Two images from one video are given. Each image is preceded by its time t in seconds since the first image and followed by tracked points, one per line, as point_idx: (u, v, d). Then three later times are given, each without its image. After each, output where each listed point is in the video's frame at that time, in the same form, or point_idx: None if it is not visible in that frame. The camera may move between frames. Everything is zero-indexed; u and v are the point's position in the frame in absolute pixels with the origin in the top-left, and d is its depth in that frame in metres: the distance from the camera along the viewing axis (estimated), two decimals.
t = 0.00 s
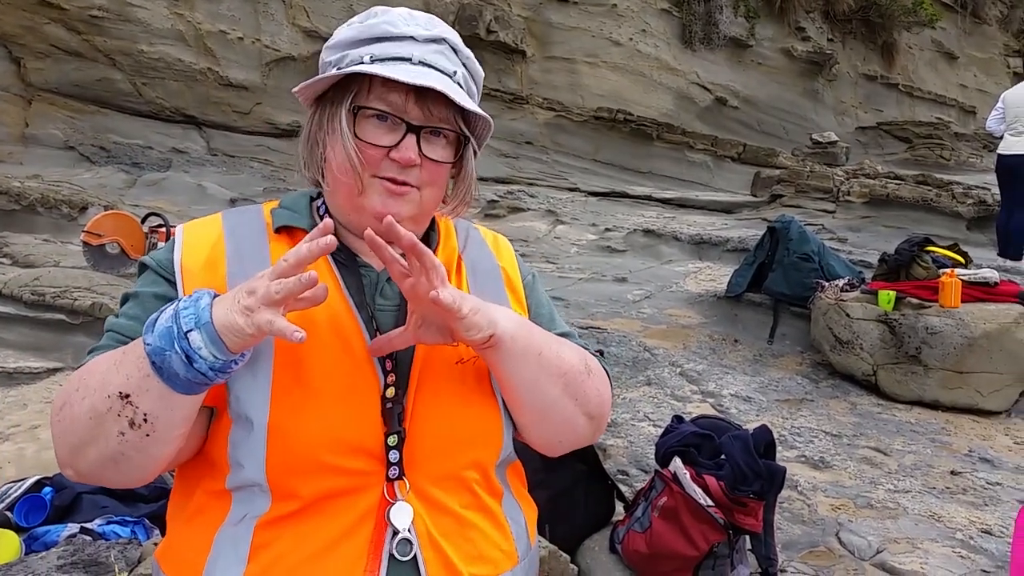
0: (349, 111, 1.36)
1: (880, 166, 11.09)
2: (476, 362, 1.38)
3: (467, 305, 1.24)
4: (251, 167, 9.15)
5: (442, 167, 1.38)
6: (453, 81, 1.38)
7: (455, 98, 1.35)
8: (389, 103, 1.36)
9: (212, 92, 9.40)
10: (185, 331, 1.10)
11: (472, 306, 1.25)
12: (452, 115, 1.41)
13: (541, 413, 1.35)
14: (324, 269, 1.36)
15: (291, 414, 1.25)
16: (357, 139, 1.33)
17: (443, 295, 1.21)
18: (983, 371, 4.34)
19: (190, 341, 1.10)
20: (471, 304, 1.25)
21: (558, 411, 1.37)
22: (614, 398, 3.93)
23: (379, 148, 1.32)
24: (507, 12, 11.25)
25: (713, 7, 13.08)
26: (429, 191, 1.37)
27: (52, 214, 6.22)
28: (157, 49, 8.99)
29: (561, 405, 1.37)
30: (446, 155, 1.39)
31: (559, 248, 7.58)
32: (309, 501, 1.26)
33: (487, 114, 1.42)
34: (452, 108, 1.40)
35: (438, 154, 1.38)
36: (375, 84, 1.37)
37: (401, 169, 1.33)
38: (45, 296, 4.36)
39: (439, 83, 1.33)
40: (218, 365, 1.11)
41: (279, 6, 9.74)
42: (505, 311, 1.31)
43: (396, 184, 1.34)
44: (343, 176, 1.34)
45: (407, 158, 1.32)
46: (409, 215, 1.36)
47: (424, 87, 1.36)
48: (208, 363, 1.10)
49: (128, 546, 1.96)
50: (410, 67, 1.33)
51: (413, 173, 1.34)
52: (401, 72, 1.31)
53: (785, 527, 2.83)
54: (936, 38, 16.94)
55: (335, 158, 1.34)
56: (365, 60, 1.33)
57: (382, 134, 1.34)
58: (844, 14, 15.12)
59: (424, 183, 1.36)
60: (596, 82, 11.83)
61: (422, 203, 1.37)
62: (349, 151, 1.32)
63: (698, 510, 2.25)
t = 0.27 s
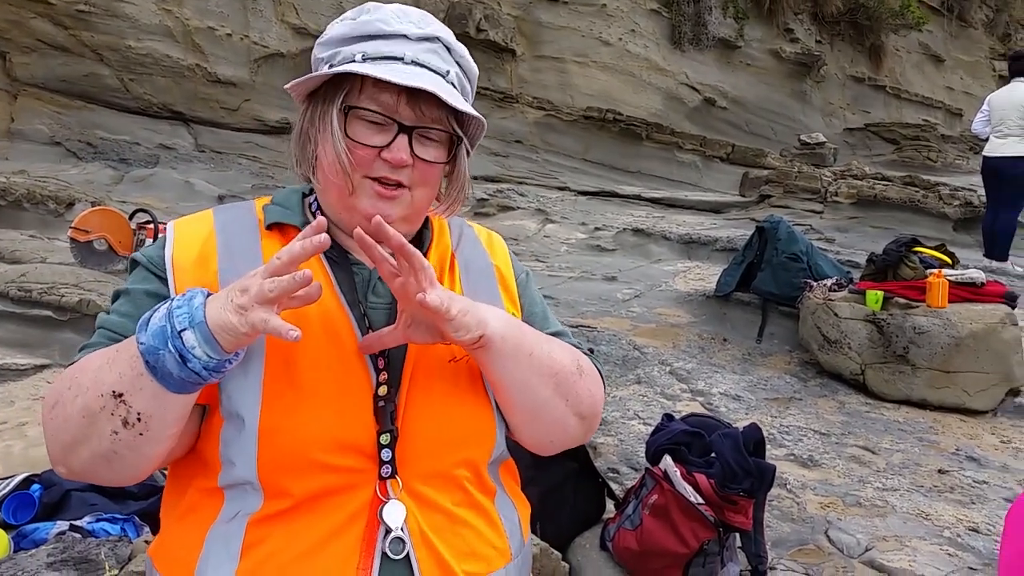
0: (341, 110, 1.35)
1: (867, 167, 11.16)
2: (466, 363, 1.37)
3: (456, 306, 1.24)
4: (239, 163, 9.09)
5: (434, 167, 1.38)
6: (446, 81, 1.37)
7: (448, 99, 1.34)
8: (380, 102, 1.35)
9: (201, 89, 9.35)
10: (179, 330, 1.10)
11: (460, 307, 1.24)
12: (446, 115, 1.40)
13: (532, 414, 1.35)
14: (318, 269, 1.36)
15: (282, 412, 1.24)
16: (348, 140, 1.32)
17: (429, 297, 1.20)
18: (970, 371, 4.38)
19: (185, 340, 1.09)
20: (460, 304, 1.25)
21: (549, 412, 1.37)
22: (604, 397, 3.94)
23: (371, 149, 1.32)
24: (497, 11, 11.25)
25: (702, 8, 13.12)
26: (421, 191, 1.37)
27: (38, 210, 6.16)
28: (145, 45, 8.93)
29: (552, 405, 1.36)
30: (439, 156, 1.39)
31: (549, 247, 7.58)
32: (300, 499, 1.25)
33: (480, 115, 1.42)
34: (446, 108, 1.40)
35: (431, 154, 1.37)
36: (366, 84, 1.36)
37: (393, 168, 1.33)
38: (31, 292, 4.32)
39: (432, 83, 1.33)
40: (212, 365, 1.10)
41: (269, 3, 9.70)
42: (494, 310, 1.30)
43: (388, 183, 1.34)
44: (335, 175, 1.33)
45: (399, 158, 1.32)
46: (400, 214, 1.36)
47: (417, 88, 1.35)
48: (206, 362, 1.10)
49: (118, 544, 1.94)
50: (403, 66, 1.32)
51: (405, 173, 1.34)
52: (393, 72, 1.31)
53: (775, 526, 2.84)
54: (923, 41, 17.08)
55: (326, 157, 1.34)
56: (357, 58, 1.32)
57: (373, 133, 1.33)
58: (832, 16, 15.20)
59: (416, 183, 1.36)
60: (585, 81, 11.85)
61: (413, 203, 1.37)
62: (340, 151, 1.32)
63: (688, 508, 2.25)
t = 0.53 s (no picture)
0: (326, 116, 1.35)
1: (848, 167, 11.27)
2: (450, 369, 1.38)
3: (442, 333, 1.25)
4: (222, 170, 9.03)
5: (417, 174, 1.39)
6: (431, 89, 1.38)
7: (433, 107, 1.34)
8: (366, 108, 1.36)
9: (182, 96, 9.31)
10: (218, 339, 1.13)
11: (443, 337, 1.25)
12: (430, 122, 1.41)
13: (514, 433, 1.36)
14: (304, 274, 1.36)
15: (269, 417, 1.25)
16: (332, 145, 1.33)
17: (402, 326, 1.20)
18: (952, 366, 4.43)
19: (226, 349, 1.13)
20: (445, 331, 1.26)
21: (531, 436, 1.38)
22: (591, 397, 3.95)
23: (355, 155, 1.33)
24: (479, 16, 11.28)
25: (683, 11, 13.22)
26: (404, 199, 1.38)
27: (19, 219, 6.11)
28: (126, 53, 8.89)
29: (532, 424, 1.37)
30: (423, 162, 1.40)
31: (534, 250, 7.60)
32: (288, 501, 1.25)
33: (464, 124, 1.43)
34: (430, 116, 1.40)
35: (414, 161, 1.38)
36: (351, 90, 1.36)
37: (377, 175, 1.34)
38: (14, 302, 4.28)
39: (417, 91, 1.33)
40: (252, 372, 1.14)
41: (250, 9, 9.68)
42: (472, 337, 1.32)
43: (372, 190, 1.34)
44: (319, 181, 1.33)
45: (383, 164, 1.33)
46: (383, 221, 1.37)
47: (401, 95, 1.35)
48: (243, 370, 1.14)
49: (107, 551, 1.93)
50: (387, 74, 1.33)
51: (388, 180, 1.35)
52: (378, 80, 1.31)
53: (762, 522, 2.86)
54: (901, 42, 17.29)
55: (311, 162, 1.34)
56: (343, 65, 1.33)
57: (357, 140, 1.34)
58: (811, 18, 15.36)
59: (399, 191, 1.37)
60: (568, 85, 11.90)
61: (395, 211, 1.38)
62: (324, 158, 1.32)
63: (676, 505, 2.27)
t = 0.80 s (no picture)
0: (327, 112, 1.38)
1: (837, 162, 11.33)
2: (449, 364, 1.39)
3: (429, 360, 1.24)
4: (212, 168, 9.00)
5: (414, 174, 1.42)
6: (431, 90, 1.40)
7: (434, 109, 1.37)
8: (366, 107, 1.38)
9: (171, 94, 9.27)
10: (277, 298, 1.17)
11: (432, 363, 1.24)
12: (429, 122, 1.43)
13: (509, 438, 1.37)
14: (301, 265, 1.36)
15: (272, 411, 1.26)
16: (332, 143, 1.36)
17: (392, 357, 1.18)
18: (941, 360, 4.47)
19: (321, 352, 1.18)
20: (431, 358, 1.24)
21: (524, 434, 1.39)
22: (584, 394, 3.97)
23: (355, 152, 1.36)
24: (468, 12, 11.26)
25: (671, 7, 13.24)
26: (400, 198, 1.41)
27: (9, 220, 6.07)
28: (114, 51, 8.85)
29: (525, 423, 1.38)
30: (420, 162, 1.43)
31: (526, 247, 7.61)
32: (290, 494, 1.26)
33: (462, 126, 1.45)
34: (429, 115, 1.43)
35: (410, 161, 1.41)
36: (353, 88, 1.39)
37: (375, 173, 1.37)
38: (6, 303, 4.27)
39: (418, 93, 1.35)
40: (309, 330, 1.18)
41: (238, 6, 9.65)
42: (458, 355, 1.31)
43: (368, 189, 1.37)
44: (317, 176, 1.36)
45: (380, 163, 1.36)
46: (378, 221, 1.39)
47: (402, 94, 1.38)
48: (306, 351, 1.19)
49: (105, 552, 1.94)
50: (389, 74, 1.34)
51: (385, 178, 1.38)
52: (379, 80, 1.33)
53: (754, 516, 2.89)
54: (888, 36, 17.36)
55: (310, 157, 1.37)
56: (344, 63, 1.34)
57: (357, 138, 1.37)
58: (799, 13, 15.40)
59: (394, 190, 1.39)
60: (558, 82, 11.91)
61: (390, 211, 1.39)
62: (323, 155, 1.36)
63: (670, 501, 2.29)
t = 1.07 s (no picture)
0: (346, 122, 1.37)
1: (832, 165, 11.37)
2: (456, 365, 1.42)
3: (419, 371, 1.24)
4: (209, 171, 8.99)
5: (430, 186, 1.41)
6: (451, 106, 1.40)
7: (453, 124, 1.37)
8: (386, 119, 1.38)
9: (168, 98, 9.28)
10: (317, 359, 1.18)
11: (425, 374, 1.24)
12: (447, 136, 1.43)
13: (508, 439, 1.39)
14: (309, 267, 1.36)
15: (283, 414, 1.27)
16: (349, 153, 1.35)
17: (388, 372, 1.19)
18: (936, 360, 4.49)
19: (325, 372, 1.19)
20: (424, 366, 1.25)
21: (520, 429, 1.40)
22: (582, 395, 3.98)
23: (372, 164, 1.35)
24: (465, 16, 11.28)
25: (667, 10, 13.27)
26: (414, 210, 1.40)
27: (6, 223, 6.06)
28: (110, 54, 8.86)
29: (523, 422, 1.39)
30: (435, 175, 1.42)
31: (522, 250, 7.63)
32: (302, 495, 1.27)
33: (478, 141, 1.45)
34: (448, 130, 1.43)
35: (426, 173, 1.40)
36: (373, 100, 1.38)
37: (391, 184, 1.36)
38: (4, 305, 4.26)
39: (438, 108, 1.36)
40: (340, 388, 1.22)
41: (235, 10, 9.66)
42: (452, 358, 1.32)
43: (384, 198, 1.37)
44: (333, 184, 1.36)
45: (397, 175, 1.35)
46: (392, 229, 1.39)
47: (422, 108, 1.37)
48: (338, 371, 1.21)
49: (108, 552, 1.95)
50: (411, 88, 1.35)
51: (401, 190, 1.37)
52: (401, 94, 1.34)
53: (752, 516, 2.90)
54: (882, 39, 17.44)
55: (328, 165, 1.36)
56: (366, 74, 1.34)
57: (375, 149, 1.36)
58: (794, 16, 15.46)
59: (409, 200, 1.39)
60: (554, 85, 11.93)
61: (404, 220, 1.39)
62: (340, 165, 1.35)
63: (669, 500, 2.30)
